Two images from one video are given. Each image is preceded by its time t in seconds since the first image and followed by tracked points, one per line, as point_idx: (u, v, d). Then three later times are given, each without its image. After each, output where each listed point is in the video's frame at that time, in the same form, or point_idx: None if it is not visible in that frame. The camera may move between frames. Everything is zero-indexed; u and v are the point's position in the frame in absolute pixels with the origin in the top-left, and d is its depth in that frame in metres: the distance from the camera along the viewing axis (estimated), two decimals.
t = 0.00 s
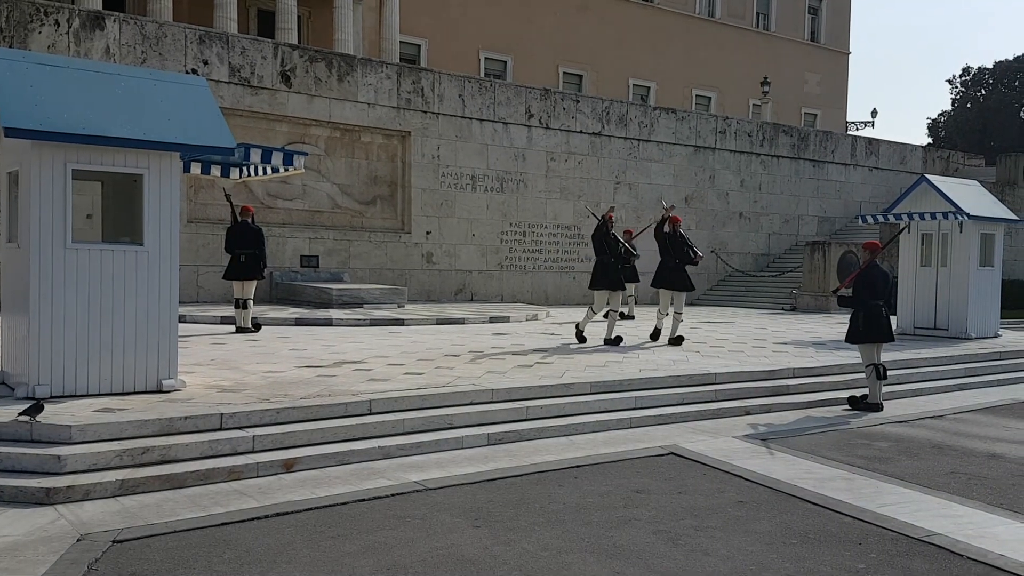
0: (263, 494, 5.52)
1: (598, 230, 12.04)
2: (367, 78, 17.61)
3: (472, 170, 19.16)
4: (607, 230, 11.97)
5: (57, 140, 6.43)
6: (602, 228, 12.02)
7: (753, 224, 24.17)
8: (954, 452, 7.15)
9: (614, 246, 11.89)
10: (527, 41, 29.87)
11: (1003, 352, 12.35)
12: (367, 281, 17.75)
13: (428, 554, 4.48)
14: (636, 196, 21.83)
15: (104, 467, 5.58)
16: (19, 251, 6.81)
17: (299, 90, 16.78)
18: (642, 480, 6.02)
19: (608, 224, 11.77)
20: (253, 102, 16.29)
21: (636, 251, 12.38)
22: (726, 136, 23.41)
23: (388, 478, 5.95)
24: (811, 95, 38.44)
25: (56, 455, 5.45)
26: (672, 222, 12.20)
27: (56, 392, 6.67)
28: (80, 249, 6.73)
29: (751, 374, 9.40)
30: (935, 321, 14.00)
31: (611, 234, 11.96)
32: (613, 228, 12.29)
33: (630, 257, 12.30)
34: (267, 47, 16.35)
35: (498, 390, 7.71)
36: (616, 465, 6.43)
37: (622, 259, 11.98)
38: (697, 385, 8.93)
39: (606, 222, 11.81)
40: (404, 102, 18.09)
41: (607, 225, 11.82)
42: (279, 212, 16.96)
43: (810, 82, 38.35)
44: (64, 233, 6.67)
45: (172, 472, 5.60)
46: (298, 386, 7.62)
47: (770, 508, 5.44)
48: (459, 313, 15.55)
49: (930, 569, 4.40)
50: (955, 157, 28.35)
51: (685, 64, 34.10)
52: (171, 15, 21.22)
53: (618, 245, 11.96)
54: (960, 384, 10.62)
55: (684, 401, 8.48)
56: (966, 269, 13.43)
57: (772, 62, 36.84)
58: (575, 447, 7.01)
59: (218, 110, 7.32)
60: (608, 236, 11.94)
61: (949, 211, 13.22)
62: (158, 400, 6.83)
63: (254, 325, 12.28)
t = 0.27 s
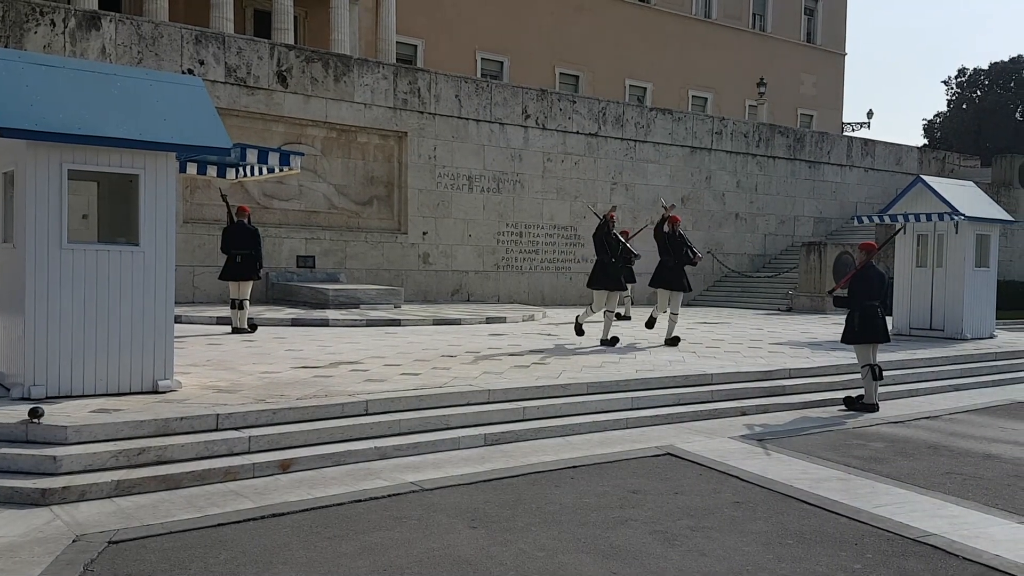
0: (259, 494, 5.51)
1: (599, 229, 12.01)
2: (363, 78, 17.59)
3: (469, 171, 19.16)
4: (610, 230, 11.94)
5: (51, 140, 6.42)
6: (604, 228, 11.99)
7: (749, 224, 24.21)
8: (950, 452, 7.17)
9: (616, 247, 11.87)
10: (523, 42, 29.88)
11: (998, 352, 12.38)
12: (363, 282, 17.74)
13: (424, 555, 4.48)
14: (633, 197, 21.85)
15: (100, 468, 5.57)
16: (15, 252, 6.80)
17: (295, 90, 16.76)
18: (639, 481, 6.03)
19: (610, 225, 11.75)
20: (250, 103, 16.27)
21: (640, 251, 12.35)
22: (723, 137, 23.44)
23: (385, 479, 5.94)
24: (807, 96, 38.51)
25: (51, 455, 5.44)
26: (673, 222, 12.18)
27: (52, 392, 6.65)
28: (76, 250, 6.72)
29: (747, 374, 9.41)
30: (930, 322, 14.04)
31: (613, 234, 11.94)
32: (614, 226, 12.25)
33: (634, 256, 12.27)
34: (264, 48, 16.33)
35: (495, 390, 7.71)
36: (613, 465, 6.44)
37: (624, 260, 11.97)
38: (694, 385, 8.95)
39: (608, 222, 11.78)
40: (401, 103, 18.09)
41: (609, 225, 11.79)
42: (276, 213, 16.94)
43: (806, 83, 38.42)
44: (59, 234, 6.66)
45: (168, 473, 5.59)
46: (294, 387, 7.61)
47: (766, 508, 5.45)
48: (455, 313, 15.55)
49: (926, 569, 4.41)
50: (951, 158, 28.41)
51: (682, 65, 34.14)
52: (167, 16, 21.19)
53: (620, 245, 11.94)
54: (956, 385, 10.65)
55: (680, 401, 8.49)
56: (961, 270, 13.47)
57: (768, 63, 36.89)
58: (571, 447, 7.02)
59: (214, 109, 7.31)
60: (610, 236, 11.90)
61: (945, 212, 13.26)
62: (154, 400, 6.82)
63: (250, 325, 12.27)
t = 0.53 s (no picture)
0: (249, 496, 5.48)
1: (592, 230, 12.02)
2: (354, 78, 17.56)
3: (460, 171, 19.14)
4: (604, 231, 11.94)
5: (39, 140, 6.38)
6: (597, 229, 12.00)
7: (739, 225, 24.29)
8: (939, 453, 7.21)
9: (609, 248, 11.89)
10: (514, 43, 29.91)
11: (987, 352, 12.46)
12: (354, 282, 17.70)
13: (416, 556, 4.47)
14: (624, 197, 21.89)
15: (89, 469, 5.54)
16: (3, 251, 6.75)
17: (285, 90, 16.71)
18: (630, 481, 6.05)
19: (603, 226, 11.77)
20: (240, 102, 16.21)
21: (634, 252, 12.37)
22: (712, 138, 23.51)
23: (375, 480, 5.93)
24: (796, 98, 38.67)
25: (40, 457, 5.41)
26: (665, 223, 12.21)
27: (40, 394, 6.60)
28: (64, 250, 6.68)
29: (738, 374, 9.45)
30: (920, 322, 14.11)
31: (607, 235, 11.94)
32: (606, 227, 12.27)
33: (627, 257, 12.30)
34: (254, 47, 16.28)
35: (486, 390, 7.71)
36: (604, 466, 6.44)
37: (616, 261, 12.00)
38: (684, 385, 8.97)
39: (601, 223, 11.79)
40: (392, 103, 18.06)
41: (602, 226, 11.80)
42: (266, 213, 16.88)
43: (796, 84, 38.58)
44: (48, 234, 6.62)
45: (158, 474, 5.56)
46: (285, 388, 7.58)
47: (757, 508, 5.47)
48: (446, 314, 15.53)
49: (916, 570, 4.44)
50: (939, 159, 28.58)
51: (672, 66, 34.23)
52: (156, 15, 21.09)
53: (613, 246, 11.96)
54: (944, 385, 10.71)
55: (671, 401, 8.51)
56: (950, 271, 13.54)
57: (758, 64, 37.02)
58: (562, 447, 7.03)
59: (203, 108, 7.27)
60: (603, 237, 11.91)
61: (933, 214, 13.35)
62: (144, 402, 6.78)
63: (240, 326, 12.22)
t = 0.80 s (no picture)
0: (238, 498, 5.46)
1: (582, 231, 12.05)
2: (342, 78, 17.51)
3: (449, 171, 19.12)
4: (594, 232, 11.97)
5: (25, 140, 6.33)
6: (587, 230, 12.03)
7: (728, 225, 24.37)
8: (927, 451, 7.25)
9: (598, 248, 11.91)
10: (503, 44, 29.92)
11: (974, 351, 12.55)
12: (343, 283, 17.65)
13: (406, 557, 4.46)
14: (613, 198, 21.92)
15: (76, 471, 5.50)
16: None
17: (273, 90, 16.65)
18: (620, 481, 6.05)
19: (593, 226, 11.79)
20: (228, 103, 16.14)
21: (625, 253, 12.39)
22: (701, 138, 23.57)
23: (365, 481, 5.91)
24: (784, 98, 38.84)
25: (27, 459, 5.37)
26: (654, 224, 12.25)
27: (27, 395, 6.56)
28: (51, 250, 6.64)
29: (727, 374, 9.48)
30: (907, 321, 14.20)
31: (597, 235, 11.97)
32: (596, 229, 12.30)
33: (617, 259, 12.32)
34: (242, 47, 16.22)
35: (476, 391, 7.71)
36: (594, 466, 6.45)
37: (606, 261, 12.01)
38: (674, 385, 9.00)
39: (591, 223, 11.82)
40: (381, 103, 18.03)
41: (592, 226, 11.83)
42: (254, 213, 16.82)
43: (784, 85, 38.74)
44: (34, 234, 6.57)
45: (146, 475, 5.53)
46: (274, 389, 7.56)
47: (746, 507, 5.49)
48: (436, 314, 15.51)
49: (904, 567, 4.46)
50: (926, 159, 28.76)
51: (661, 67, 34.32)
52: (144, 15, 20.98)
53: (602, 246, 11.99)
54: (932, 384, 10.78)
55: (660, 401, 8.53)
56: (937, 271, 13.63)
57: (746, 65, 37.15)
58: (552, 448, 7.03)
59: (192, 109, 7.23)
60: (593, 237, 11.95)
61: (920, 214, 13.44)
62: (132, 403, 6.75)
63: (229, 328, 12.17)
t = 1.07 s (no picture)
0: (229, 499, 5.44)
1: (574, 231, 12.05)
2: (333, 78, 17.47)
3: (440, 171, 19.10)
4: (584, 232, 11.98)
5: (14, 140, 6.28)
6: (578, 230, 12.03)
7: (718, 225, 24.43)
8: (917, 450, 7.29)
9: (589, 248, 11.92)
10: (494, 44, 29.92)
11: (963, 350, 12.62)
12: (334, 283, 17.61)
13: (398, 557, 4.45)
14: (604, 197, 21.94)
15: (66, 473, 5.46)
16: None
17: (263, 90, 16.60)
18: (611, 480, 6.06)
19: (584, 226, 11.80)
20: (218, 102, 16.07)
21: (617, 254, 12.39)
22: (692, 138, 23.63)
23: (357, 482, 5.90)
24: (774, 98, 38.97)
25: (16, 461, 5.33)
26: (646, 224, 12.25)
27: (15, 397, 6.51)
28: (40, 251, 6.59)
29: (718, 373, 9.50)
30: (897, 320, 14.27)
31: (587, 235, 11.98)
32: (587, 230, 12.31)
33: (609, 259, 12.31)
34: (231, 47, 16.15)
35: (468, 391, 7.70)
36: (586, 465, 6.45)
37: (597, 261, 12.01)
38: (665, 385, 9.01)
39: (580, 222, 11.84)
40: (371, 103, 17.99)
41: (582, 226, 11.84)
42: (244, 214, 16.75)
43: (773, 85, 38.86)
44: (22, 235, 6.52)
45: (135, 477, 5.50)
46: (264, 390, 7.53)
47: (737, 506, 5.50)
48: (427, 314, 15.49)
49: (895, 565, 4.48)
50: (915, 159, 28.91)
51: (651, 67, 34.38)
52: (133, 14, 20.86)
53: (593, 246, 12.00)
54: (921, 382, 10.83)
55: (652, 401, 8.54)
56: (926, 270, 13.70)
57: (736, 65, 37.26)
58: (543, 447, 7.03)
59: (182, 109, 7.20)
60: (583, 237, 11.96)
61: (910, 212, 13.50)
62: (121, 405, 6.71)
63: (219, 329, 12.11)
